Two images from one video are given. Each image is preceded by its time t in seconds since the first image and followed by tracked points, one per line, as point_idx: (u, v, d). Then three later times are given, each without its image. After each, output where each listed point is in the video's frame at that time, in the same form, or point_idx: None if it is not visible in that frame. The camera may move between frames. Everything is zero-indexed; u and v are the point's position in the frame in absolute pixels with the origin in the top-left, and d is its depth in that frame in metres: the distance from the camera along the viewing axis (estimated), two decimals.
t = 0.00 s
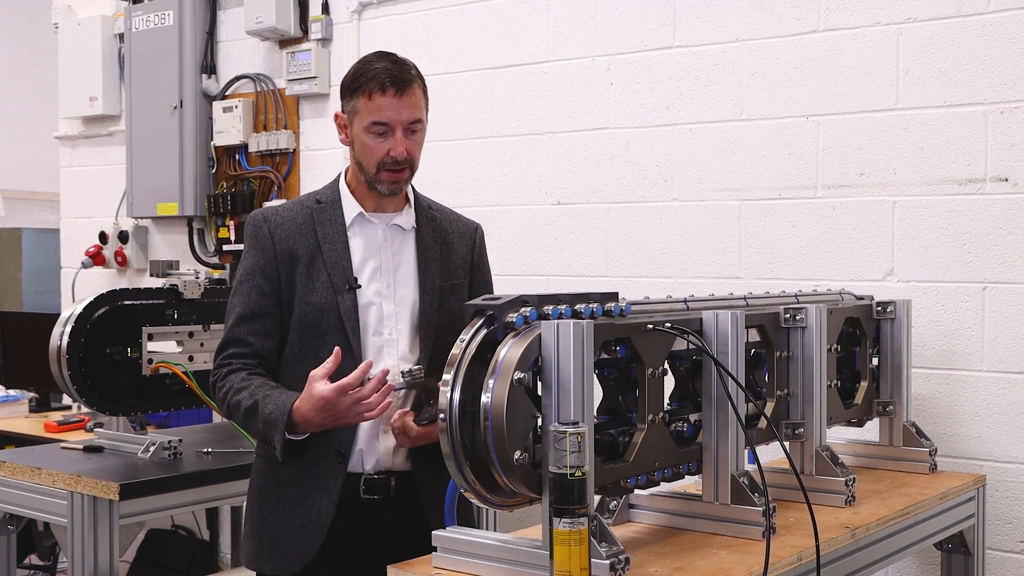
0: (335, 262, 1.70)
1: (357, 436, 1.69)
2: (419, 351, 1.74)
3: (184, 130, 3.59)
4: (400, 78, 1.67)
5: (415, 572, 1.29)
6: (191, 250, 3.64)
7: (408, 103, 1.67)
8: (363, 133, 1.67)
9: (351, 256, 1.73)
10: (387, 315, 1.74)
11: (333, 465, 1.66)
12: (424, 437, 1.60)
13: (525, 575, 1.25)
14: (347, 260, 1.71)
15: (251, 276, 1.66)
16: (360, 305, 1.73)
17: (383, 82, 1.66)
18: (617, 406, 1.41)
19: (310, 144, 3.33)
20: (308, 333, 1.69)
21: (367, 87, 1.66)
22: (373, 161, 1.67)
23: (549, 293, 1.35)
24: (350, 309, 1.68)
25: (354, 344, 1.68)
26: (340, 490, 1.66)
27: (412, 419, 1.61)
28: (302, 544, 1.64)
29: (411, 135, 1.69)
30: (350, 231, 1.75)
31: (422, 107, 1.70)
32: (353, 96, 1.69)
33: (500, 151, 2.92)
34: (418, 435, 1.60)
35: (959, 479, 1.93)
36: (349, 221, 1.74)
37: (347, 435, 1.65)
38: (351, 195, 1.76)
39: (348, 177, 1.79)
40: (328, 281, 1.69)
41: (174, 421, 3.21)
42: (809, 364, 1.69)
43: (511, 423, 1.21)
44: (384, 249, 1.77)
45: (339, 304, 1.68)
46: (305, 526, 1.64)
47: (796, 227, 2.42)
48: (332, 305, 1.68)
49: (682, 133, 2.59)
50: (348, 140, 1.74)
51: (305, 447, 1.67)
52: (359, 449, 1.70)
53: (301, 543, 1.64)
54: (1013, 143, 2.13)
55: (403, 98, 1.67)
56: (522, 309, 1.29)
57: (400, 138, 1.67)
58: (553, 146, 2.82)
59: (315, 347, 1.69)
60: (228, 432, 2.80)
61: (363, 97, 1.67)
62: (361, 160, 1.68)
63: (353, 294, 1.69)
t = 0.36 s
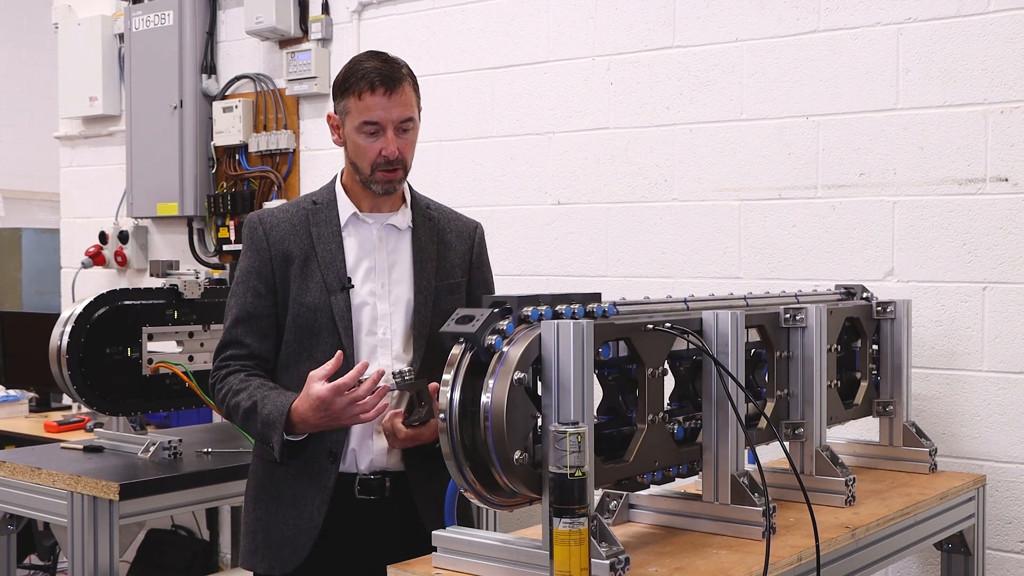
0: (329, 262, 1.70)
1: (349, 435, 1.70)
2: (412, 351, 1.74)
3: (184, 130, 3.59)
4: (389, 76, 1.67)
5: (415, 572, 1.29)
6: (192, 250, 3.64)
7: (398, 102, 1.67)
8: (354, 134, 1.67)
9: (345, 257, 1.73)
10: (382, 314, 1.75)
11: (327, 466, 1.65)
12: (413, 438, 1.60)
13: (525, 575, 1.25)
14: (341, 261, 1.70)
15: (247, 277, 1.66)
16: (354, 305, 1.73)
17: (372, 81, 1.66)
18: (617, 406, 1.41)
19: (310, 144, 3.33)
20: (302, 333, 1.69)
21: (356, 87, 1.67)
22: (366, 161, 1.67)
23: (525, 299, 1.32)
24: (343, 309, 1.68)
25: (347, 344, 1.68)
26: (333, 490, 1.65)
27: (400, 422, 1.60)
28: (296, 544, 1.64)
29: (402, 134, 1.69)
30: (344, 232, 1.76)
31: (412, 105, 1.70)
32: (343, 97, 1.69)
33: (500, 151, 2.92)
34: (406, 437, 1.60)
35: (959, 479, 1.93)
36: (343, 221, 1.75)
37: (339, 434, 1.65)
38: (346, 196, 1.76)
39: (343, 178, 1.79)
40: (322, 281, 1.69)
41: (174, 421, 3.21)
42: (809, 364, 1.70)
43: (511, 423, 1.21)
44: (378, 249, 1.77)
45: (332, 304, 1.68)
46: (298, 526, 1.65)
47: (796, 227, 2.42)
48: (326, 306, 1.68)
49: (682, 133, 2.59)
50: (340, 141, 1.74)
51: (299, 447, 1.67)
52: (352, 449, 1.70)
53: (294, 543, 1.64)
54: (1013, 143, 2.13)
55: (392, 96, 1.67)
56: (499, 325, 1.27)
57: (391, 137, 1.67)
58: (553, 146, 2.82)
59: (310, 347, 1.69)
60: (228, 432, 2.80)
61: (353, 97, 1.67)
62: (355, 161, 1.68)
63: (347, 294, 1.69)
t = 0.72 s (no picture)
0: (326, 263, 1.70)
1: (348, 437, 1.70)
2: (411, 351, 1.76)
3: (184, 130, 3.59)
4: (387, 78, 1.67)
5: (415, 571, 1.29)
6: (191, 250, 3.64)
7: (395, 104, 1.67)
8: (350, 133, 1.67)
9: (342, 258, 1.73)
10: (379, 315, 1.75)
11: (325, 466, 1.65)
12: (412, 439, 1.60)
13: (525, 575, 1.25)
14: (338, 261, 1.71)
15: (244, 278, 1.66)
16: (351, 306, 1.73)
17: (369, 82, 1.66)
18: (617, 406, 1.41)
19: (310, 144, 3.33)
20: (300, 334, 1.69)
21: (352, 87, 1.66)
22: (361, 162, 1.67)
23: (503, 311, 1.28)
24: (341, 310, 1.68)
25: (344, 345, 1.68)
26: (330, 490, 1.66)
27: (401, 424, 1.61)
28: (294, 544, 1.64)
29: (398, 135, 1.69)
30: (341, 232, 1.76)
31: (409, 107, 1.70)
32: (340, 96, 1.69)
33: (500, 151, 2.92)
34: (405, 439, 1.60)
35: (959, 479, 1.93)
36: (340, 222, 1.75)
37: (338, 435, 1.65)
38: (343, 195, 1.77)
39: (340, 176, 1.79)
40: (319, 282, 1.69)
41: (174, 421, 3.21)
42: (809, 364, 1.70)
43: (511, 422, 1.21)
44: (375, 249, 1.77)
45: (329, 305, 1.68)
46: (295, 526, 1.65)
47: (796, 227, 2.42)
48: (324, 306, 1.68)
49: (682, 133, 2.59)
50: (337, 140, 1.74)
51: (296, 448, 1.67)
52: (349, 450, 1.70)
53: (290, 543, 1.64)
54: (1013, 143, 2.13)
55: (389, 97, 1.67)
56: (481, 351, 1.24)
57: (386, 139, 1.67)
58: (553, 146, 2.82)
59: (307, 348, 1.69)
60: (228, 432, 2.80)
61: (350, 97, 1.67)
62: (350, 161, 1.69)
63: (344, 295, 1.69)
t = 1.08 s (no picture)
0: (321, 262, 1.70)
1: (342, 437, 1.71)
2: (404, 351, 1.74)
3: (184, 130, 3.59)
4: (374, 73, 1.67)
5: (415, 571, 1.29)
6: (191, 250, 3.64)
7: (382, 98, 1.67)
8: (337, 127, 1.68)
9: (337, 256, 1.73)
10: (373, 314, 1.75)
11: (320, 466, 1.66)
12: (408, 440, 1.60)
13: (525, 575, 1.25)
14: (333, 260, 1.70)
15: (238, 277, 1.66)
16: (346, 305, 1.73)
17: (356, 76, 1.66)
18: (617, 406, 1.41)
19: (310, 144, 3.33)
20: (294, 334, 1.69)
21: (341, 81, 1.67)
22: (347, 156, 1.67)
23: (478, 342, 1.24)
24: (335, 309, 1.68)
25: (338, 344, 1.68)
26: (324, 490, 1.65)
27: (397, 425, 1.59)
28: (289, 543, 1.64)
29: (385, 130, 1.68)
30: (337, 230, 1.75)
31: (397, 101, 1.69)
32: (331, 90, 1.70)
33: (500, 151, 2.92)
34: (401, 440, 1.60)
35: (959, 479, 1.93)
36: (336, 220, 1.74)
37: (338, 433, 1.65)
38: (337, 191, 1.77)
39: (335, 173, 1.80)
40: (314, 281, 1.69)
41: (174, 421, 3.21)
42: (809, 364, 1.70)
43: (511, 423, 1.21)
44: (370, 248, 1.77)
45: (324, 303, 1.68)
46: (290, 526, 1.65)
47: (795, 227, 2.42)
48: (318, 305, 1.68)
49: (682, 133, 2.59)
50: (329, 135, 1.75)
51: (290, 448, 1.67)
52: (344, 449, 1.71)
53: (285, 542, 1.64)
54: (1013, 143, 2.13)
55: (376, 92, 1.66)
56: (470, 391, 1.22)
57: (371, 133, 1.67)
58: (553, 146, 2.82)
59: (302, 347, 1.69)
60: (227, 432, 2.80)
61: (338, 91, 1.68)
62: (337, 154, 1.69)
63: (338, 294, 1.69)
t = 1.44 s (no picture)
0: (316, 261, 1.71)
1: (338, 437, 1.70)
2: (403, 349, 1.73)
3: (184, 130, 3.59)
4: (354, 63, 1.70)
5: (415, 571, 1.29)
6: (191, 250, 3.64)
7: (362, 86, 1.69)
8: (324, 122, 1.71)
9: (333, 255, 1.74)
10: (370, 313, 1.75)
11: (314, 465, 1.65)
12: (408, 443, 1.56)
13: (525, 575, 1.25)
14: (328, 259, 1.71)
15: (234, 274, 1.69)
16: (342, 304, 1.73)
17: (334, 68, 1.70)
18: (617, 406, 1.41)
19: (310, 144, 3.33)
20: (289, 331, 1.70)
21: (323, 77, 1.72)
22: (334, 148, 1.69)
23: (463, 383, 1.21)
24: (328, 307, 1.69)
25: (331, 342, 1.68)
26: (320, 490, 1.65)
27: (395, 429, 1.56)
28: (288, 543, 1.64)
29: (368, 117, 1.70)
30: (334, 230, 1.76)
31: (380, 89, 1.71)
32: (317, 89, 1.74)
33: (500, 151, 2.92)
34: (401, 443, 1.56)
35: (959, 479, 1.93)
36: (332, 220, 1.75)
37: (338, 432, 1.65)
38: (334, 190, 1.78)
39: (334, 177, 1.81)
40: (309, 279, 1.71)
41: (174, 421, 3.21)
42: (809, 364, 1.70)
43: (512, 423, 1.21)
44: (369, 247, 1.77)
45: (318, 301, 1.69)
46: (288, 526, 1.65)
47: (795, 227, 2.42)
48: (312, 303, 1.70)
49: (682, 133, 2.59)
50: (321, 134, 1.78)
51: (285, 449, 1.67)
52: (340, 450, 1.70)
53: (285, 543, 1.65)
54: (1013, 143, 2.13)
55: (357, 81, 1.69)
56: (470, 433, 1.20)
57: (355, 122, 1.69)
58: (553, 146, 2.82)
59: (296, 344, 1.70)
60: (227, 432, 2.80)
61: (321, 87, 1.72)
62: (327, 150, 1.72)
63: (332, 291, 1.70)
